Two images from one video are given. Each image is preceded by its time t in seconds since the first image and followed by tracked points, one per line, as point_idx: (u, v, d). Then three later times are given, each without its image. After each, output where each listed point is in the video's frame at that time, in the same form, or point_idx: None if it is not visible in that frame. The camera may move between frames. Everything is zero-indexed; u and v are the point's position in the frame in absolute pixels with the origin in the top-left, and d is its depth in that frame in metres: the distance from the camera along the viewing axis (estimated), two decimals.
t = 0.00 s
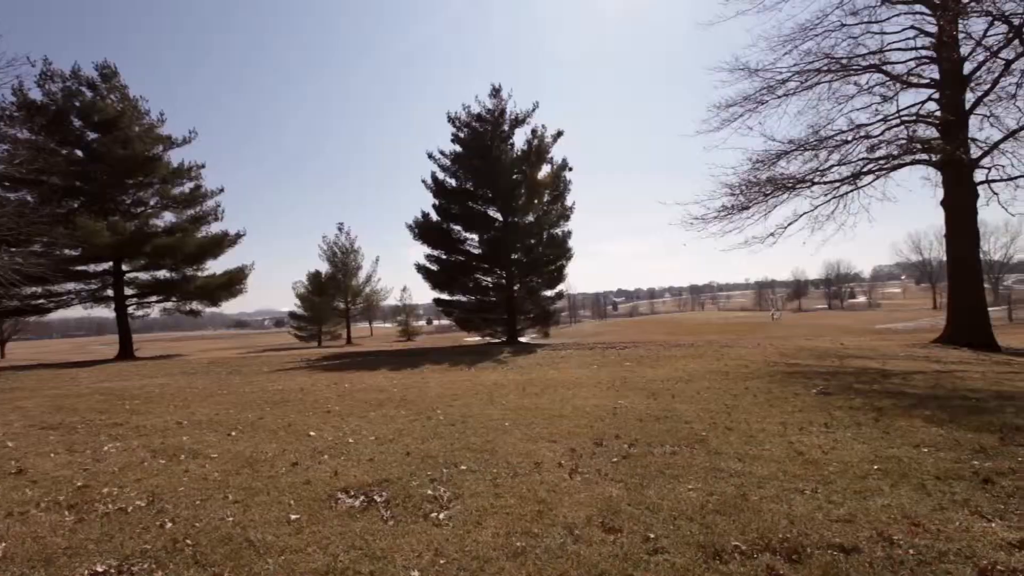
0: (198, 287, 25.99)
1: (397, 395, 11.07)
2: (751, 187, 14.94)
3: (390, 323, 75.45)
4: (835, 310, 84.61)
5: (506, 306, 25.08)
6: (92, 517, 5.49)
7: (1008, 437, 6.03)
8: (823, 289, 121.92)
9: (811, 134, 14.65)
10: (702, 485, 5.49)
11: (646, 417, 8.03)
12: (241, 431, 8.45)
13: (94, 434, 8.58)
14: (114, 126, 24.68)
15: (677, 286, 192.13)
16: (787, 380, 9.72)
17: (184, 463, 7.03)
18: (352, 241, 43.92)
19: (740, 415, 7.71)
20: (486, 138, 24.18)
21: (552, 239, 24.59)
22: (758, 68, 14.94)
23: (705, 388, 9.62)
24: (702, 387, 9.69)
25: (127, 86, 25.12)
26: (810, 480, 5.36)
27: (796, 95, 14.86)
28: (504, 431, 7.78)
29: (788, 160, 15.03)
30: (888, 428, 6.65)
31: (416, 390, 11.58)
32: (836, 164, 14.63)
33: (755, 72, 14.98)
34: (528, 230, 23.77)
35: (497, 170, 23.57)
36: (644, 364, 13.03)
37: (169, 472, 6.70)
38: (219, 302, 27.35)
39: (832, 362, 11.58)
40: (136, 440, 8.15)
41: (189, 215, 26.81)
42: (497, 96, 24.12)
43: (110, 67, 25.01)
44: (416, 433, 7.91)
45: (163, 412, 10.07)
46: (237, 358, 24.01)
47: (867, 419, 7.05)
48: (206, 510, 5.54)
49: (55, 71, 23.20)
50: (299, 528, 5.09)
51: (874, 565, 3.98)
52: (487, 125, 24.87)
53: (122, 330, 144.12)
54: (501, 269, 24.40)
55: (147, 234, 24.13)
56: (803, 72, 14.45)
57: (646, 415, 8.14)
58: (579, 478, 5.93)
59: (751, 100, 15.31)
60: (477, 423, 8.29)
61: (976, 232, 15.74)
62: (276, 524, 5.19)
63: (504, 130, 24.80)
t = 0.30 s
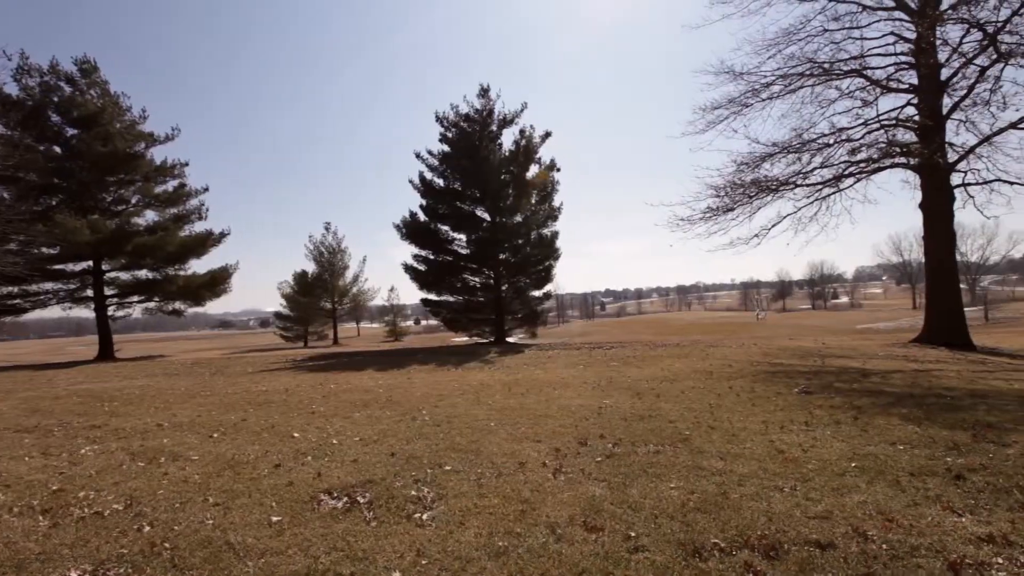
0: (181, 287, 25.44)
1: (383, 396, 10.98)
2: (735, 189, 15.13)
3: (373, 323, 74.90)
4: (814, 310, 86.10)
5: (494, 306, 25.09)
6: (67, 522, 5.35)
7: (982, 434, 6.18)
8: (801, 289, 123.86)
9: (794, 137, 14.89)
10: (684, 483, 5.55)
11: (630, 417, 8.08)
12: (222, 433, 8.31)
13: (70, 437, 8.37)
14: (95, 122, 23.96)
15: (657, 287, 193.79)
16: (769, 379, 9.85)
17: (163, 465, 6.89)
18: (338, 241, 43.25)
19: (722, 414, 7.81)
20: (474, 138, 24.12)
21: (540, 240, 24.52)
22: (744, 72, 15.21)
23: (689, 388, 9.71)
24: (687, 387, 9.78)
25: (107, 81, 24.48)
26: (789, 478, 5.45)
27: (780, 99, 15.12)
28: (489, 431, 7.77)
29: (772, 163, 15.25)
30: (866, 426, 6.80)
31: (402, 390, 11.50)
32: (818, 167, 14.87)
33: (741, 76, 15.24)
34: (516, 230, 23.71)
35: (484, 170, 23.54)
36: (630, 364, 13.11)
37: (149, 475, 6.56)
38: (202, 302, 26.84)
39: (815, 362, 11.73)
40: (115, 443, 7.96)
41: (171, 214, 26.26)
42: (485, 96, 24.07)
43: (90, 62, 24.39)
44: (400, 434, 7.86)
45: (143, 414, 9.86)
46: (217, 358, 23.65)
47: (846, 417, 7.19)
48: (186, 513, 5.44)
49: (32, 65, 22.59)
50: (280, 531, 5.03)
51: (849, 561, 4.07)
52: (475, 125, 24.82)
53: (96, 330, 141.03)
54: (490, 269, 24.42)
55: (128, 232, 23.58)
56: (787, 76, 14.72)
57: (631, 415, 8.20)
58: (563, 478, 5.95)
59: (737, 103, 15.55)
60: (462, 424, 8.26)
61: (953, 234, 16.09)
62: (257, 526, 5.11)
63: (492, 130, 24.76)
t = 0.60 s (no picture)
0: (163, 286, 24.84)
1: (368, 397, 10.88)
2: (719, 191, 15.32)
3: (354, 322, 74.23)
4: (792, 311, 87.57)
5: (480, 306, 25.08)
6: (39, 526, 5.20)
7: (954, 431, 6.35)
8: (777, 290, 125.86)
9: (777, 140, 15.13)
10: (664, 482, 5.61)
11: (613, 416, 8.13)
12: (203, 435, 8.14)
13: (45, 440, 8.13)
14: (73, 118, 23.38)
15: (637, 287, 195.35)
16: (751, 379, 10.00)
17: (141, 468, 6.73)
18: (324, 240, 42.59)
19: (705, 414, 7.90)
20: (462, 137, 24.05)
21: (528, 240, 24.43)
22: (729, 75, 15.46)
23: (674, 387, 9.80)
24: (670, 386, 9.88)
25: (87, 76, 23.86)
26: (767, 476, 5.55)
27: (764, 102, 15.37)
28: (473, 431, 7.75)
29: (755, 165, 15.47)
30: (844, 424, 6.94)
31: (388, 390, 11.43)
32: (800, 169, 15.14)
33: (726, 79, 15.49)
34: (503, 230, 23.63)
35: (472, 169, 23.46)
36: (615, 364, 13.19)
37: (125, 477, 6.40)
38: (184, 302, 26.27)
39: (797, 361, 11.92)
40: (91, 445, 7.75)
41: (153, 212, 25.67)
42: (473, 96, 24.02)
43: (69, 56, 23.74)
44: (384, 434, 7.79)
45: (122, 415, 9.63)
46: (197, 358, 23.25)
47: (824, 416, 7.34)
48: (163, 516, 5.33)
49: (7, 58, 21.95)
50: (259, 533, 4.95)
51: (822, 556, 4.15)
52: (462, 125, 24.74)
53: (67, 330, 137.53)
54: (477, 270, 24.33)
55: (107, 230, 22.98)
56: (770, 80, 14.97)
57: (614, 414, 8.25)
58: (545, 477, 5.96)
59: (721, 105, 15.79)
60: (447, 424, 8.23)
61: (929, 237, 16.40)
62: (236, 528, 5.03)
63: (479, 130, 24.70)
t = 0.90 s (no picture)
0: (139, 285, 24.16)
1: (350, 397, 10.77)
2: (702, 193, 15.51)
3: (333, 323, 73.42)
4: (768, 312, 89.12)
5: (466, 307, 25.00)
6: (6, 532, 5.04)
7: (925, 430, 6.53)
8: (753, 291, 127.90)
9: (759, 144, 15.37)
10: (644, 481, 5.66)
11: (596, 416, 8.19)
12: (180, 437, 7.96)
13: (14, 443, 7.86)
14: (47, 112, 22.70)
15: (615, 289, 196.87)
16: (731, 379, 10.17)
17: (114, 471, 6.56)
18: (307, 240, 41.88)
19: (685, 413, 8.01)
20: (448, 137, 23.94)
21: (513, 241, 24.34)
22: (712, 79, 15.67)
23: (656, 387, 9.90)
24: (652, 387, 9.98)
25: (61, 69, 23.17)
26: (744, 475, 5.64)
27: (745, 106, 15.60)
28: (455, 432, 7.73)
29: (737, 169, 15.70)
30: (819, 423, 7.08)
31: (371, 391, 11.33)
32: (781, 173, 15.39)
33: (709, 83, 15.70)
34: (488, 231, 23.54)
35: (457, 169, 23.36)
36: (598, 364, 13.27)
37: (97, 481, 6.22)
38: (163, 302, 25.55)
39: (777, 362, 12.13)
40: (63, 449, 7.52)
41: (130, 209, 24.99)
42: (458, 95, 23.92)
43: (42, 48, 23.04)
44: (366, 436, 7.71)
45: (95, 418, 9.37)
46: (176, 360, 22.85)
47: (801, 415, 7.48)
48: (136, 520, 5.21)
49: None
50: (235, 536, 4.86)
51: (795, 553, 4.24)
52: (448, 125, 24.61)
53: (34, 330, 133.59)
54: (462, 270, 24.25)
55: (82, 227, 22.31)
56: (752, 85, 15.21)
57: (596, 414, 8.31)
58: (526, 478, 5.97)
59: (704, 109, 15.99)
60: (430, 425, 8.18)
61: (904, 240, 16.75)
62: (211, 532, 4.94)
63: (465, 131, 24.61)
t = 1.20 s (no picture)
0: (113, 283, 23.45)
1: (329, 397, 10.62)
2: (683, 195, 15.68)
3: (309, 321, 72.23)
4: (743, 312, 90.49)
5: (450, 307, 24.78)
6: None
7: (893, 427, 6.72)
8: (727, 291, 129.77)
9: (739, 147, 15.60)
10: (621, 479, 5.72)
11: (577, 415, 8.24)
12: (153, 438, 7.76)
13: None
14: (15, 103, 21.93)
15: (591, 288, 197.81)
16: (709, 378, 10.30)
17: (82, 474, 6.36)
18: (288, 238, 41.29)
19: (664, 412, 8.10)
20: (432, 135, 23.73)
21: (496, 240, 24.23)
22: (694, 82, 15.87)
23: (636, 386, 9.98)
24: (632, 386, 10.05)
25: (30, 59, 22.40)
26: (719, 472, 5.73)
27: (726, 110, 15.82)
28: (435, 431, 7.68)
29: (718, 171, 15.90)
30: (794, 421, 7.24)
31: (351, 391, 11.18)
32: (759, 176, 15.64)
33: (691, 86, 15.90)
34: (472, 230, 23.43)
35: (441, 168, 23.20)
36: (579, 364, 13.31)
37: (64, 485, 6.02)
38: (138, 300, 24.79)
39: (755, 361, 12.31)
40: (29, 451, 7.26)
41: (104, 205, 24.25)
42: (443, 94, 23.73)
43: (10, 37, 22.26)
44: (344, 436, 7.62)
45: (64, 420, 9.07)
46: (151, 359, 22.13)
47: (776, 413, 7.63)
48: (105, 524, 5.07)
49: None
50: (208, 539, 4.77)
51: (766, 548, 4.32)
52: (432, 123, 24.38)
53: None
54: (445, 269, 24.05)
55: (52, 223, 21.60)
56: (733, 88, 15.44)
57: (577, 413, 8.35)
58: (505, 477, 5.98)
59: (686, 111, 16.17)
60: (410, 425, 8.12)
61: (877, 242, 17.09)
62: (182, 535, 4.83)
63: (449, 130, 24.41)
